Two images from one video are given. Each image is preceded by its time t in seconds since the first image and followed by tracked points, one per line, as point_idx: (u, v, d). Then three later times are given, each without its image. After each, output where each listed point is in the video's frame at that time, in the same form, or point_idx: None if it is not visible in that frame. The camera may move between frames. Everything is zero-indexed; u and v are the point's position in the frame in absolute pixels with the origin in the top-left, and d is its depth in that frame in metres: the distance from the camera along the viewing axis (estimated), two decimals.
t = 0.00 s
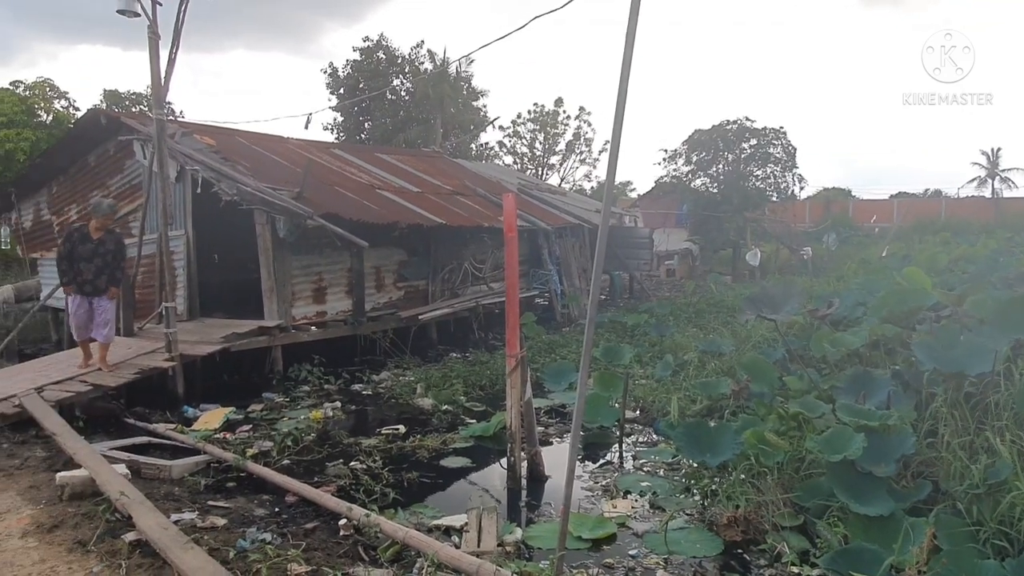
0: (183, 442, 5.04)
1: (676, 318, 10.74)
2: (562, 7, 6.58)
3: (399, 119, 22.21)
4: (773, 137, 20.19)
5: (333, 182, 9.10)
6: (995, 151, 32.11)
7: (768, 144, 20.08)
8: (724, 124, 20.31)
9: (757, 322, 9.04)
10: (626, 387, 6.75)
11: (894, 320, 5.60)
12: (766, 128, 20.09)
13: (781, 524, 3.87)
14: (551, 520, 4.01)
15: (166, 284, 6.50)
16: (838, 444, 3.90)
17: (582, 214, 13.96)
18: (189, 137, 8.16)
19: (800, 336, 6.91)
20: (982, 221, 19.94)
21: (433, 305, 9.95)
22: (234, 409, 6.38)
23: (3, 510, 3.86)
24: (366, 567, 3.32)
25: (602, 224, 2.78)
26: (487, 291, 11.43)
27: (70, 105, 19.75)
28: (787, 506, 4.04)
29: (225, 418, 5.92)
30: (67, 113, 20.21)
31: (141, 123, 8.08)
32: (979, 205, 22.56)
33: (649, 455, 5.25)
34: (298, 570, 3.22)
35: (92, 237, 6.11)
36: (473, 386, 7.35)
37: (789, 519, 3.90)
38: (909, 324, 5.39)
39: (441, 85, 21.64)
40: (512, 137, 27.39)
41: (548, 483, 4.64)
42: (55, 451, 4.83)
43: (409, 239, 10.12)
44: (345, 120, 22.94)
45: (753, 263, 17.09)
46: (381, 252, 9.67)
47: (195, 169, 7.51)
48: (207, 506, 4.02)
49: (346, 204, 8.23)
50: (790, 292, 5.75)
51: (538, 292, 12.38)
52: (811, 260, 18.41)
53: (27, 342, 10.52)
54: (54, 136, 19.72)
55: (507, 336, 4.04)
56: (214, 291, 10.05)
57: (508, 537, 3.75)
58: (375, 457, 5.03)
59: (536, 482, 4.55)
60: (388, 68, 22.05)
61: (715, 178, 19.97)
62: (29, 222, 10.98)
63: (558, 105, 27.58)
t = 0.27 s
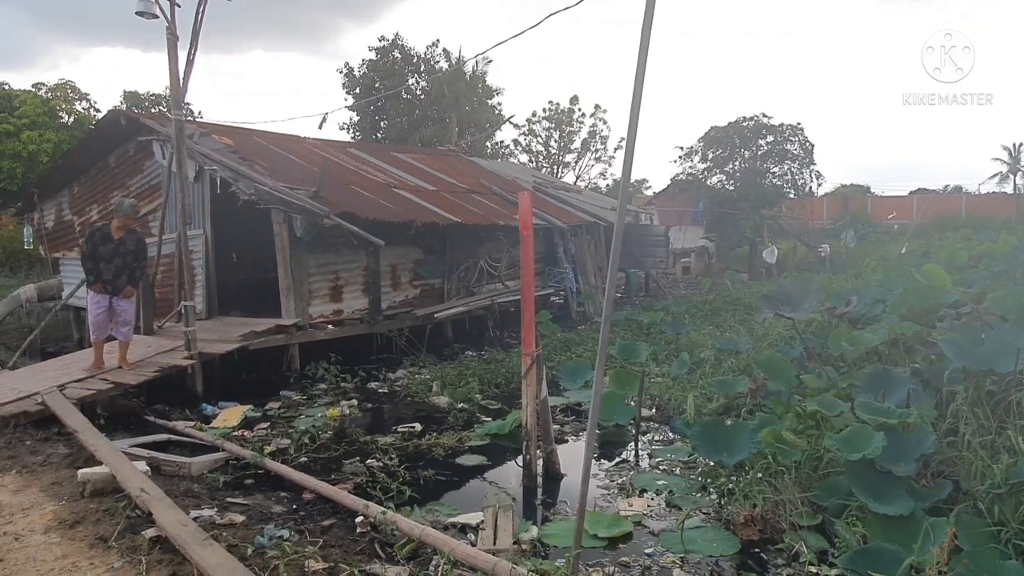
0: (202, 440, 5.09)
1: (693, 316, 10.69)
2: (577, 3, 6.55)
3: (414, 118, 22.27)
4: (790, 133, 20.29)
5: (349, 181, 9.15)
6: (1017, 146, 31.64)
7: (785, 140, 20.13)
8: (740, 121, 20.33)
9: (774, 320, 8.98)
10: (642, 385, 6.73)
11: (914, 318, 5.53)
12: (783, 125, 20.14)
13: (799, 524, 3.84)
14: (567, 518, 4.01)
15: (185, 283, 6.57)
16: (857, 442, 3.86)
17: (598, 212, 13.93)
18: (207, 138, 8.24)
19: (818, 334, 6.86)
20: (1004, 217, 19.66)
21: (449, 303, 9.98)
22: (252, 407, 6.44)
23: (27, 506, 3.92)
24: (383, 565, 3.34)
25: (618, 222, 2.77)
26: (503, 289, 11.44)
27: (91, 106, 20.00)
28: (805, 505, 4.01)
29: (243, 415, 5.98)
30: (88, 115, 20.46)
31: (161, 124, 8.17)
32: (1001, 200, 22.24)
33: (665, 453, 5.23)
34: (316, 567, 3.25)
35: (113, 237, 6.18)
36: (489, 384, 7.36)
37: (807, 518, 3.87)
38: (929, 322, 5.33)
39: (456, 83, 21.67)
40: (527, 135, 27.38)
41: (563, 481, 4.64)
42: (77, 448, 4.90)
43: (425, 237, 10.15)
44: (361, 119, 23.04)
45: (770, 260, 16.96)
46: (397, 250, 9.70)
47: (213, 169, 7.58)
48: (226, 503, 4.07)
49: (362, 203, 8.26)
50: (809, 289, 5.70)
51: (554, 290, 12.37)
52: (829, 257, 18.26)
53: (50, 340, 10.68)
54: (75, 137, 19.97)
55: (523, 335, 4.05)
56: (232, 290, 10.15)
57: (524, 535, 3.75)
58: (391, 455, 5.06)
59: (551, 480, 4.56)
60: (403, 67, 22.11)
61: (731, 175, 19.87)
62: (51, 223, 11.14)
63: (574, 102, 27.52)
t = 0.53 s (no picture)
0: (217, 438, 5.13)
1: (707, 315, 10.65)
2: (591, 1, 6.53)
3: (427, 118, 22.31)
4: (805, 131, 19.93)
5: (363, 181, 9.18)
6: None
7: (799, 138, 19.82)
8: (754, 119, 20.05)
9: (789, 319, 8.92)
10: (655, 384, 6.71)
11: (930, 317, 5.48)
12: (797, 122, 19.79)
13: (813, 525, 3.81)
14: (580, 517, 4.01)
15: (200, 282, 6.62)
16: (873, 443, 3.83)
17: (611, 211, 13.90)
18: (222, 138, 8.30)
19: (834, 333, 6.81)
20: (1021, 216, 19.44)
21: (462, 302, 9.99)
22: (266, 405, 6.48)
23: (45, 502, 3.97)
24: (396, 563, 3.35)
25: (630, 221, 2.76)
26: (516, 289, 11.44)
27: (108, 107, 20.19)
28: (820, 506, 3.98)
29: (258, 414, 6.02)
30: (105, 116, 20.66)
31: (176, 124, 8.23)
32: (1019, 199, 22.00)
33: (678, 453, 5.22)
34: (329, 565, 3.26)
35: (123, 237, 6.19)
36: (501, 383, 7.37)
37: (822, 519, 3.85)
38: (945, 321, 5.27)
39: (469, 83, 21.66)
40: (540, 135, 27.37)
41: (576, 480, 4.64)
42: (94, 445, 4.95)
43: (438, 236, 10.17)
44: (373, 119, 23.12)
45: (784, 259, 16.85)
46: (410, 250, 9.73)
47: (228, 169, 7.63)
48: (241, 500, 4.09)
49: (375, 203, 8.28)
50: (825, 288, 5.66)
51: (567, 289, 12.36)
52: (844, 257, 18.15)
53: (68, 339, 10.79)
54: (92, 138, 20.16)
55: (535, 334, 4.05)
56: (246, 289, 10.22)
57: (537, 534, 3.75)
58: (404, 453, 5.08)
59: (565, 479, 4.55)
60: (416, 67, 22.15)
61: (744, 174, 19.75)
62: (69, 222, 11.26)
63: (587, 101, 27.47)
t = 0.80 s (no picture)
0: (245, 437, 5.20)
1: (732, 317, 10.57)
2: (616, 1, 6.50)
3: (450, 119, 22.39)
4: (832, 130, 19.71)
5: (387, 182, 9.24)
6: None
7: (826, 137, 19.62)
8: (779, 117, 19.90)
9: (816, 320, 8.81)
10: (679, 386, 6.68)
11: (962, 319, 5.38)
12: (823, 121, 19.58)
13: (841, 529, 3.75)
14: (604, 519, 4.00)
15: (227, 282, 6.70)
16: (902, 447, 3.76)
17: (634, 211, 13.84)
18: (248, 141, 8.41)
19: (862, 335, 6.71)
20: None
21: (485, 303, 10.01)
22: (292, 405, 6.55)
23: (78, 500, 4.05)
24: (420, 563, 3.37)
25: (655, 222, 2.75)
26: (539, 290, 11.43)
27: (139, 111, 20.55)
28: (848, 510, 3.92)
29: (284, 414, 6.09)
30: (136, 119, 21.02)
31: (204, 127, 8.35)
32: None
33: (703, 455, 5.18)
34: (355, 564, 3.29)
35: (141, 239, 6.23)
36: (525, 384, 7.37)
37: (850, 523, 3.77)
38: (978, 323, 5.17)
39: (492, 84, 21.66)
40: (563, 135, 27.34)
41: (600, 482, 4.62)
42: (125, 444, 5.04)
43: (461, 237, 10.20)
44: (397, 120, 23.26)
45: (811, 260, 16.64)
46: (433, 250, 9.77)
47: (254, 171, 7.73)
48: (268, 499, 4.14)
49: (399, 204, 8.32)
50: (855, 289, 5.58)
51: (590, 290, 12.33)
52: (872, 257, 17.89)
53: (100, 339, 11.00)
54: (124, 141, 20.51)
55: (560, 335, 4.05)
56: (272, 290, 10.34)
57: (560, 536, 3.75)
58: (428, 454, 5.10)
59: (588, 481, 4.55)
60: (440, 69, 22.24)
61: (769, 173, 19.62)
62: (101, 225, 11.48)
63: (610, 101, 27.38)
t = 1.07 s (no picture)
0: (267, 436, 5.25)
1: (753, 318, 10.50)
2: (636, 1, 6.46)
3: (470, 120, 22.45)
4: (855, 130, 19.68)
5: (409, 183, 9.29)
6: None
7: (849, 137, 19.57)
8: (802, 117, 19.82)
9: (839, 322, 8.73)
10: (700, 388, 6.65)
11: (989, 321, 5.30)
12: (847, 121, 19.52)
13: (866, 534, 3.68)
14: (624, 521, 3.98)
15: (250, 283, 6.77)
16: (928, 451, 3.71)
17: (654, 212, 13.79)
18: (271, 144, 8.50)
19: (887, 338, 6.63)
20: None
21: (505, 304, 10.02)
22: (314, 405, 6.61)
23: (105, 497, 4.12)
24: (440, 563, 3.38)
25: (676, 224, 2.68)
26: (559, 291, 11.43)
27: (164, 114, 20.83)
28: (872, 515, 3.86)
29: (306, 413, 6.14)
30: (162, 122, 21.30)
31: (228, 130, 8.45)
32: None
33: (724, 458, 5.15)
34: (376, 564, 3.30)
35: (156, 241, 6.25)
36: (545, 385, 7.37)
37: (875, 528, 3.71)
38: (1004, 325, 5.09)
39: (512, 85, 21.56)
40: (583, 136, 27.31)
41: (620, 483, 4.62)
42: (151, 442, 5.11)
43: (482, 238, 10.23)
44: (418, 122, 23.37)
45: (833, 261, 16.46)
46: (454, 252, 9.81)
47: (277, 172, 7.81)
48: (290, 498, 4.18)
49: (419, 205, 8.36)
50: (879, 291, 5.53)
51: (611, 291, 12.29)
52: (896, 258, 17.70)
53: (127, 338, 11.17)
54: (150, 144, 20.80)
55: (580, 336, 4.04)
56: (294, 291, 10.44)
57: (580, 538, 3.74)
58: (449, 454, 5.12)
59: (609, 482, 4.54)
60: (460, 70, 22.30)
61: (792, 173, 19.54)
62: (127, 226, 11.67)
63: (630, 102, 27.29)
